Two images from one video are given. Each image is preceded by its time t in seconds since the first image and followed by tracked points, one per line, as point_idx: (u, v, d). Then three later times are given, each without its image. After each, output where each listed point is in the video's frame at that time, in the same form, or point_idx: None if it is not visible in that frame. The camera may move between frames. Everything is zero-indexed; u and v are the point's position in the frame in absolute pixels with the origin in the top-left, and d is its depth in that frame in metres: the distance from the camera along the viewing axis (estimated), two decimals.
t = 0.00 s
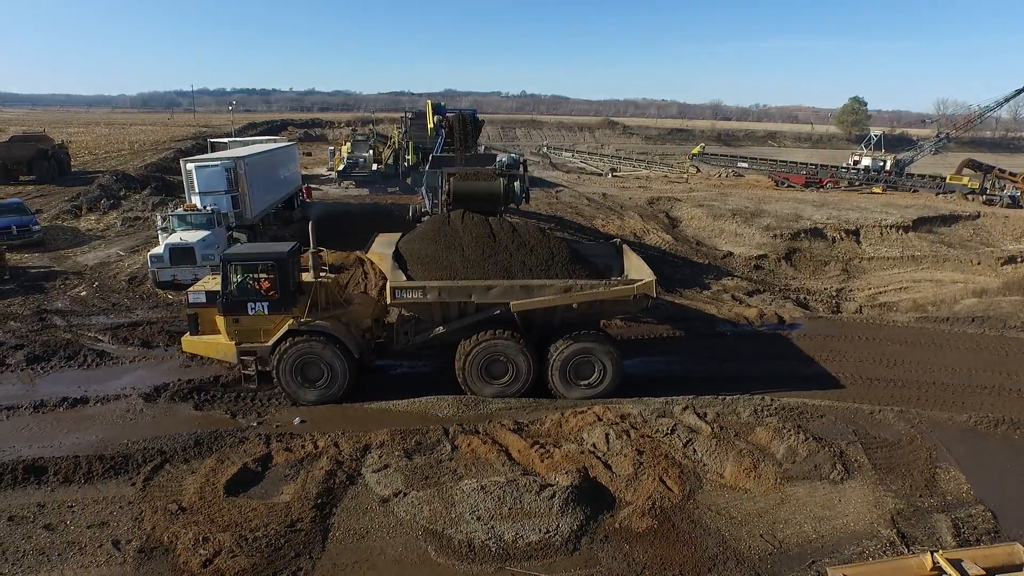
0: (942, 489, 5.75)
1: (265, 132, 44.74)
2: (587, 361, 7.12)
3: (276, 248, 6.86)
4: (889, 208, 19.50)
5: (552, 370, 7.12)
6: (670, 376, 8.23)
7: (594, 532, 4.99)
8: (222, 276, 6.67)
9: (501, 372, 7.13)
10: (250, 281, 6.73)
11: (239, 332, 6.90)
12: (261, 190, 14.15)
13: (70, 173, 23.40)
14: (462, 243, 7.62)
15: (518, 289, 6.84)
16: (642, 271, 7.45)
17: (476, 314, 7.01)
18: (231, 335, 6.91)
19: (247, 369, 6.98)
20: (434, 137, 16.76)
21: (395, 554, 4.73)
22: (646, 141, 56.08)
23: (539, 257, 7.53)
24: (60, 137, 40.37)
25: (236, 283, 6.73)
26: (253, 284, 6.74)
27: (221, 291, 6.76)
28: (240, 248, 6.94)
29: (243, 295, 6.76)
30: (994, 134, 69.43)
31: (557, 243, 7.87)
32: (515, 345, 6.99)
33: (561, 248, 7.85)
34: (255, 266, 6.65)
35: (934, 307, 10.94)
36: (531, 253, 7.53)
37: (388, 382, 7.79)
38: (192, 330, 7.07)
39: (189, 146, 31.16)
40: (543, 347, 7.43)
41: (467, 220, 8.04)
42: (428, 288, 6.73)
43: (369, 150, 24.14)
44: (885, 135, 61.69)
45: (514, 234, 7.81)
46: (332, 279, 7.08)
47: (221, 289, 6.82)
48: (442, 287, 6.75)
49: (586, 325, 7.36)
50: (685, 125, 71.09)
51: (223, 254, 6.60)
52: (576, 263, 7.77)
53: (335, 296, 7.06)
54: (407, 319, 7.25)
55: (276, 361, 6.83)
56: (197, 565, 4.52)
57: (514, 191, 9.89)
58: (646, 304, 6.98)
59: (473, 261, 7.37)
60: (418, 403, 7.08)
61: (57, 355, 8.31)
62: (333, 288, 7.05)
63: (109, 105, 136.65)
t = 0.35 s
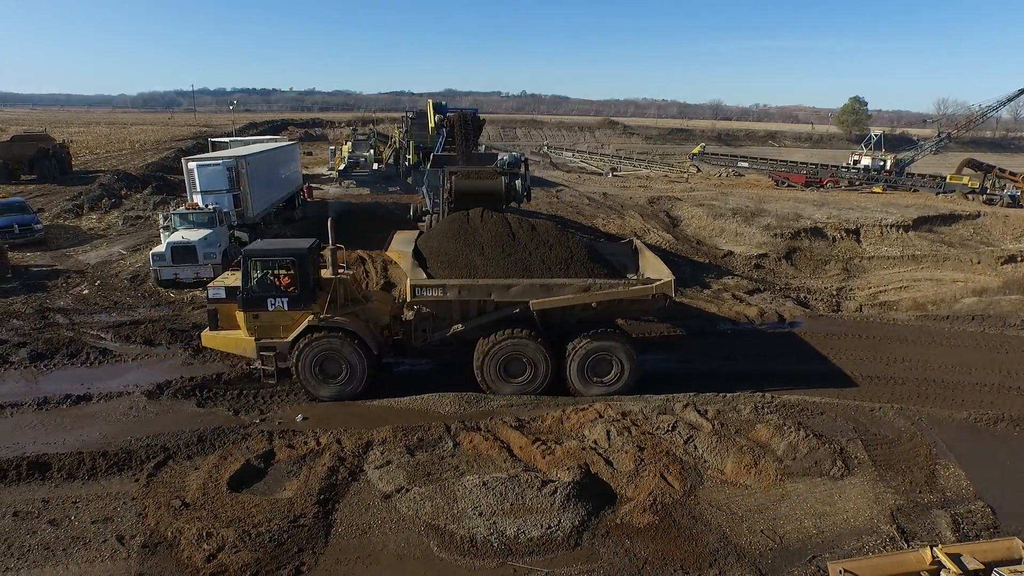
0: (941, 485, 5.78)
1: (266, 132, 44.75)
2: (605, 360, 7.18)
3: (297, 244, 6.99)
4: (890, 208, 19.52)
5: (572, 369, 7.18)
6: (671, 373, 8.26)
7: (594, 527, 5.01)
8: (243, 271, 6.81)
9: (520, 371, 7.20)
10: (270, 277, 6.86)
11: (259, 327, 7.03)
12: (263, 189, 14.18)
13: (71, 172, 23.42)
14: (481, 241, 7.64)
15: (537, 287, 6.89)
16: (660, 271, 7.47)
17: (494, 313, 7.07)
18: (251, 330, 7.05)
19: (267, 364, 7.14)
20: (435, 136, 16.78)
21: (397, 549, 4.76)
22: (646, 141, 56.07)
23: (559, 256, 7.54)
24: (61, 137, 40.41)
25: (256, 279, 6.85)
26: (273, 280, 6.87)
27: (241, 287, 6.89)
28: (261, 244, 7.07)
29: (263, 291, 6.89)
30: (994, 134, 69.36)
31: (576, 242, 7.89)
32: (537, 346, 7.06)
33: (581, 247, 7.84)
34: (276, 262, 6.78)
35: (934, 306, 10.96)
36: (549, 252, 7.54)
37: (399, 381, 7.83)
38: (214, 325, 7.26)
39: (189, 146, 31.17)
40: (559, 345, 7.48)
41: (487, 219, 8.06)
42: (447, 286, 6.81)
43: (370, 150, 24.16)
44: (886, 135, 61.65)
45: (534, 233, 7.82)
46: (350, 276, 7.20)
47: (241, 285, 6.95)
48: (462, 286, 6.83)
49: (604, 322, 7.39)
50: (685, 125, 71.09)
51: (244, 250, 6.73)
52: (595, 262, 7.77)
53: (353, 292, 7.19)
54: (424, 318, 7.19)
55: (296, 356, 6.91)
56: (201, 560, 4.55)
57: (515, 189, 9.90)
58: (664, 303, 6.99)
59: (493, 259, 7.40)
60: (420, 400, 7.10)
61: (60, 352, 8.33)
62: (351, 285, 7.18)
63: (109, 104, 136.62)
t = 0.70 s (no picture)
0: (940, 480, 5.80)
1: (266, 131, 44.81)
2: (625, 357, 7.21)
3: (318, 239, 7.06)
4: (889, 207, 19.55)
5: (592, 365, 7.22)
6: (671, 369, 8.31)
7: (593, 522, 5.04)
8: (265, 266, 6.89)
9: (541, 369, 7.23)
10: (292, 272, 6.93)
11: (279, 322, 7.10)
12: (263, 187, 14.20)
13: (71, 172, 23.45)
14: (502, 237, 7.66)
15: (558, 284, 6.93)
16: (680, 269, 7.50)
17: (515, 309, 7.10)
18: (272, 325, 7.11)
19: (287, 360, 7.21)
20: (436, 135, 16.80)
21: (397, 543, 4.78)
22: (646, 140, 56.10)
23: (580, 252, 7.55)
24: (61, 137, 40.45)
25: (278, 274, 6.93)
26: (294, 275, 6.94)
27: (263, 282, 6.97)
28: (283, 239, 7.14)
29: (285, 286, 6.96)
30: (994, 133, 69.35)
31: (596, 239, 7.90)
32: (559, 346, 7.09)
33: (602, 244, 7.84)
34: (298, 257, 6.86)
35: (933, 304, 10.99)
36: (571, 248, 7.56)
37: (416, 377, 7.86)
38: (233, 319, 7.31)
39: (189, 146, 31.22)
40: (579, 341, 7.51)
41: (507, 214, 8.06)
42: (469, 281, 6.87)
43: (370, 150, 24.20)
44: (886, 134, 61.66)
45: (554, 229, 7.82)
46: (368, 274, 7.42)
47: (263, 280, 7.03)
48: (483, 282, 6.88)
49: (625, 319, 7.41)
50: (685, 125, 71.12)
51: (266, 244, 6.81)
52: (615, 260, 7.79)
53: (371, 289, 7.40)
54: (444, 313, 7.24)
55: (318, 350, 6.98)
56: (202, 554, 4.57)
57: (514, 186, 9.94)
58: (684, 300, 7.03)
59: (514, 255, 7.42)
60: (420, 396, 7.13)
61: (60, 349, 8.35)
62: (370, 281, 7.41)
63: (110, 105, 136.93)
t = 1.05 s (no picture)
0: (939, 479, 5.81)
1: (266, 131, 44.79)
2: (649, 353, 7.24)
3: (344, 237, 7.17)
4: (889, 206, 19.55)
5: (615, 363, 7.27)
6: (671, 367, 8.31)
7: (594, 520, 5.04)
8: (292, 262, 6.97)
9: (564, 367, 7.26)
10: (319, 269, 7.01)
11: (305, 318, 7.16)
12: (263, 187, 14.21)
13: (71, 171, 23.45)
14: (528, 235, 7.67)
15: (585, 281, 6.95)
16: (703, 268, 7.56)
17: (540, 306, 7.12)
18: (298, 322, 7.17)
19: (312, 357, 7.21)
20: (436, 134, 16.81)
21: (398, 541, 4.79)
22: (645, 140, 56.09)
23: (605, 251, 7.59)
24: (61, 137, 40.44)
25: (305, 271, 7.01)
26: (321, 271, 7.02)
27: (290, 278, 7.04)
28: (309, 237, 7.25)
29: (311, 283, 7.03)
30: (994, 134, 69.35)
31: (620, 239, 7.95)
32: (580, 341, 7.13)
33: (625, 244, 7.89)
34: (325, 254, 6.96)
35: (933, 303, 11.00)
36: (595, 247, 7.60)
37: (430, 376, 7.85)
38: (260, 316, 7.34)
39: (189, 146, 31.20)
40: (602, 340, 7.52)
41: (531, 212, 8.07)
42: (497, 278, 6.89)
43: (370, 149, 24.20)
44: (886, 134, 61.63)
45: (579, 228, 7.85)
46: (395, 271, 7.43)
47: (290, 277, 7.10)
48: (510, 278, 6.90)
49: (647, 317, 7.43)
50: (685, 125, 71.11)
51: (294, 241, 6.90)
52: (637, 259, 7.84)
53: (398, 286, 7.37)
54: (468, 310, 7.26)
55: (343, 346, 7.03)
56: (203, 552, 4.58)
57: (514, 185, 9.94)
58: (707, 298, 7.10)
59: (540, 253, 7.44)
60: (419, 395, 7.13)
61: (61, 349, 8.35)
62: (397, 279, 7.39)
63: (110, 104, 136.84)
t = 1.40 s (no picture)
0: (941, 479, 5.80)
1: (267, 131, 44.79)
2: (677, 353, 7.25)
3: (374, 236, 7.19)
4: (890, 207, 19.52)
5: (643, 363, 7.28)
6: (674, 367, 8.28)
7: (595, 521, 5.03)
8: (323, 262, 7.03)
9: (592, 367, 7.27)
10: (350, 269, 7.06)
11: (335, 318, 7.24)
12: (263, 187, 14.19)
13: (71, 171, 23.45)
14: (557, 235, 7.73)
15: (615, 280, 7.02)
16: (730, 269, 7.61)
17: (570, 306, 7.21)
18: (328, 322, 7.26)
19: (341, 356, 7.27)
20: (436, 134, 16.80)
21: (398, 542, 4.77)
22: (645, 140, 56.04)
23: (634, 251, 7.65)
24: (61, 137, 40.47)
25: (335, 270, 7.07)
26: (352, 271, 7.07)
27: (320, 278, 7.10)
28: (339, 235, 7.27)
29: (342, 283, 7.10)
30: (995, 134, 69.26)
31: (648, 240, 8.00)
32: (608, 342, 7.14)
33: (653, 245, 7.95)
34: (356, 254, 7.00)
35: (933, 303, 10.99)
36: (624, 246, 7.67)
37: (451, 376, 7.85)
38: (289, 316, 7.49)
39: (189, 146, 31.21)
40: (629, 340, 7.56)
41: (561, 211, 8.11)
42: (528, 277, 6.96)
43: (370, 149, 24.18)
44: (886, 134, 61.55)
45: (608, 228, 7.90)
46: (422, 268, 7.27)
47: (320, 276, 7.16)
48: (541, 278, 6.97)
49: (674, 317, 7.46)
50: (685, 125, 71.06)
51: (325, 241, 6.95)
52: (665, 260, 7.91)
53: (425, 286, 7.23)
54: (496, 310, 7.34)
55: (373, 346, 7.09)
56: (203, 553, 4.57)
57: (515, 185, 9.88)
58: (735, 299, 7.18)
59: (569, 253, 7.50)
60: (420, 395, 7.12)
61: (61, 349, 8.34)
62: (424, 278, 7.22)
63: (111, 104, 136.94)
